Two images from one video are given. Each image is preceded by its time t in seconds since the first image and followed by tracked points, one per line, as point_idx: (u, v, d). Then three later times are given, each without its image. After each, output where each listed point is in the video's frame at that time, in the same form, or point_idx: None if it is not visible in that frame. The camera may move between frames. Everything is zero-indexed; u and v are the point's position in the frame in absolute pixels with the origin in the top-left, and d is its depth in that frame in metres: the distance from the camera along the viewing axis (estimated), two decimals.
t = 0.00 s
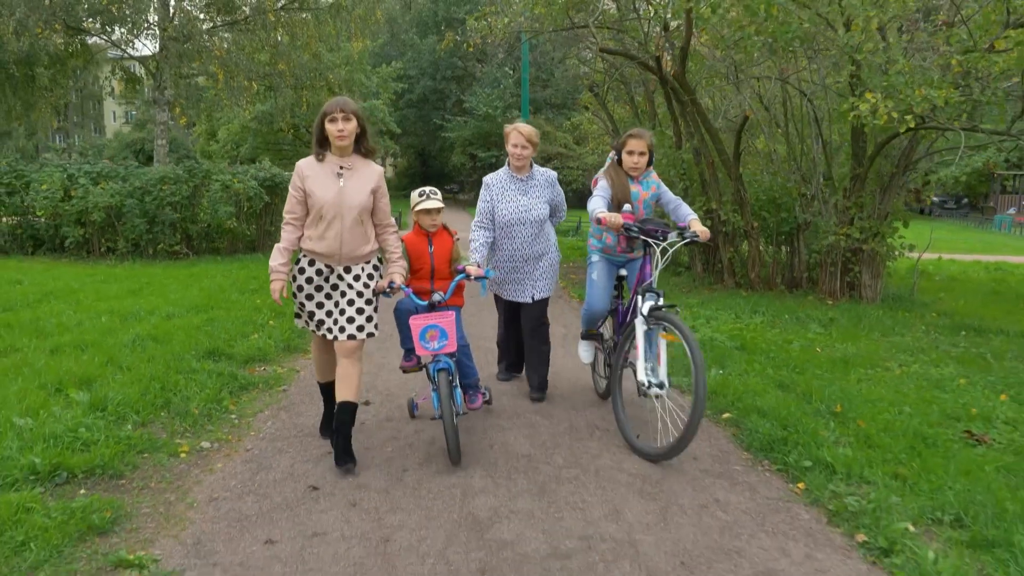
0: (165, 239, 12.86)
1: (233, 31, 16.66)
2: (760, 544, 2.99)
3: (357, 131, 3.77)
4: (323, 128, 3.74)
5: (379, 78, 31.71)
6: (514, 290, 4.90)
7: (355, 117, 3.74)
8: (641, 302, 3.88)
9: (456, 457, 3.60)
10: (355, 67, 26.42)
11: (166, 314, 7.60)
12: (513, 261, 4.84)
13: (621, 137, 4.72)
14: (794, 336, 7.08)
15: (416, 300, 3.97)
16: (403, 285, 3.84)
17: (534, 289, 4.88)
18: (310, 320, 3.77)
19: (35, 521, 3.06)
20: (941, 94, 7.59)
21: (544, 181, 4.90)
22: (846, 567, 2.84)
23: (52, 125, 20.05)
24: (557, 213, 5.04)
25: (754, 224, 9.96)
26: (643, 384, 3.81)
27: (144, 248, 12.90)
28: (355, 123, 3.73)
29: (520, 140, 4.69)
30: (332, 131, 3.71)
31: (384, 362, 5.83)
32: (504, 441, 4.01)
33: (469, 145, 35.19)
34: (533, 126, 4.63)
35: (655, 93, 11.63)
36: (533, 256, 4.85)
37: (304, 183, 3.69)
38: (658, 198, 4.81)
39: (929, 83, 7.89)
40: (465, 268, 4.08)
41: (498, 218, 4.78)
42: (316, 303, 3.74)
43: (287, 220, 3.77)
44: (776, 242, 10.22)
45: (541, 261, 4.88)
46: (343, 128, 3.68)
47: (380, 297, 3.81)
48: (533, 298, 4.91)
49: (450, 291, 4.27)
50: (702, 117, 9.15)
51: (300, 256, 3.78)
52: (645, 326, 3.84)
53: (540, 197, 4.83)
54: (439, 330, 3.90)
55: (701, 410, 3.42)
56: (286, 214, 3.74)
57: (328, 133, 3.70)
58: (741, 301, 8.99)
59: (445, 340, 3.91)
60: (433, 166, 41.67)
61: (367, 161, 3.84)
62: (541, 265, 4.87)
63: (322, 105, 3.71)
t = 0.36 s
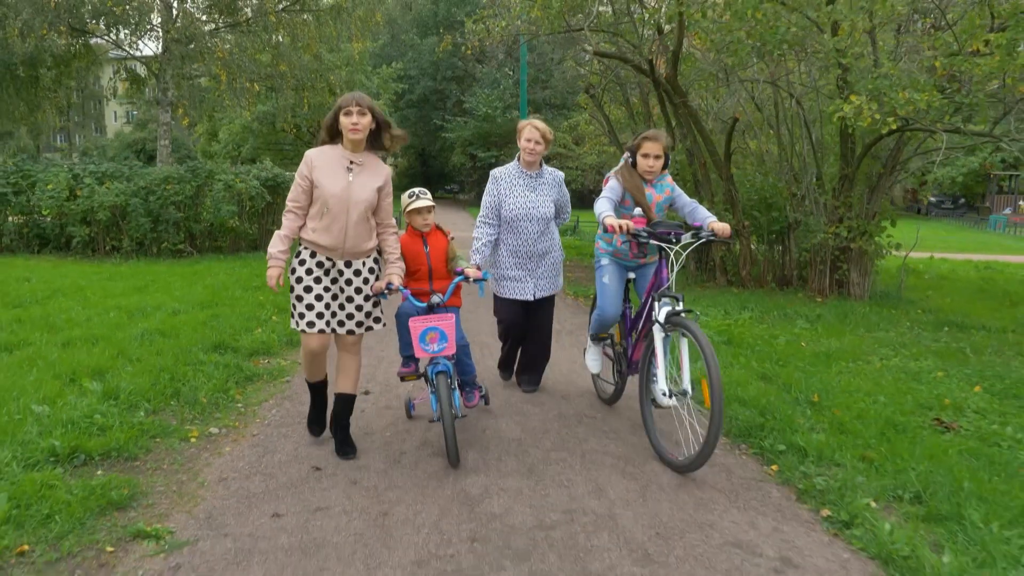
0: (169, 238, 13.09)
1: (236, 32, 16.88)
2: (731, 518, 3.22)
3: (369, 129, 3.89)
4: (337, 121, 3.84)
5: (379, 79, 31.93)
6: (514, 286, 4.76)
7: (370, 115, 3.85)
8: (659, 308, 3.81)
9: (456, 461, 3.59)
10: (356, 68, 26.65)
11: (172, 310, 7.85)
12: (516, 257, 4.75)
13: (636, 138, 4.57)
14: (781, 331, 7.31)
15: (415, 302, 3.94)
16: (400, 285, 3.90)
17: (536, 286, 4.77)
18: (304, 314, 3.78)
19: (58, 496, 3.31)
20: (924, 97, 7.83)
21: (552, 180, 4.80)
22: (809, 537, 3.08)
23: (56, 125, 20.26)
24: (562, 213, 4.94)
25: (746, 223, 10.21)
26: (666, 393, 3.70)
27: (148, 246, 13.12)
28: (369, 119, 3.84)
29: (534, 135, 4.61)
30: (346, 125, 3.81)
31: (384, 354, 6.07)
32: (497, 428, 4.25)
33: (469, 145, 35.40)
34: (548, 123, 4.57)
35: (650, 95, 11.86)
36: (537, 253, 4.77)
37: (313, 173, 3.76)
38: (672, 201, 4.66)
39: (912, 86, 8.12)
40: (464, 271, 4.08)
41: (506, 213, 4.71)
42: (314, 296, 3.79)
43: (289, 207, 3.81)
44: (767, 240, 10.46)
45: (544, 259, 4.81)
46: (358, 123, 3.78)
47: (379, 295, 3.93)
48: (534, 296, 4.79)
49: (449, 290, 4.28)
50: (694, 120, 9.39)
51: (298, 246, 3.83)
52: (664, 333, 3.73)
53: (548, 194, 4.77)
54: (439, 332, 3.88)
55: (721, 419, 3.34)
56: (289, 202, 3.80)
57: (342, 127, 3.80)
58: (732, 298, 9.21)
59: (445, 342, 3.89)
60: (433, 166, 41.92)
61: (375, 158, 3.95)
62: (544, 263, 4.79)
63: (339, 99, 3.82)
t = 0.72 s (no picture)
0: (174, 237, 13.37)
1: (239, 35, 17.15)
2: (705, 491, 3.48)
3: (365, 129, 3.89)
4: (331, 123, 3.83)
5: (380, 80, 32.20)
6: (508, 289, 4.68)
7: (365, 116, 3.86)
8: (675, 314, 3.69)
9: (445, 457, 3.63)
10: (357, 69, 26.93)
11: (180, 305, 8.12)
12: (509, 260, 4.68)
13: (647, 138, 4.34)
14: (768, 326, 7.57)
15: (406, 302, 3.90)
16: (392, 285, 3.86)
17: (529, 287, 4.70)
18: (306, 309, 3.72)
19: (83, 470, 3.58)
20: (906, 99, 8.11)
21: (540, 180, 4.76)
22: (775, 507, 3.35)
23: (62, 126, 20.56)
24: (552, 212, 4.91)
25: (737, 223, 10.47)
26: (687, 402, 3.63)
27: (154, 245, 13.40)
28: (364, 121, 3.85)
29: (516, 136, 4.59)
30: (342, 128, 3.81)
31: (384, 347, 6.33)
32: (491, 413, 4.51)
33: (469, 146, 35.68)
34: (529, 125, 4.57)
35: (645, 97, 12.12)
36: (529, 255, 4.70)
37: (311, 175, 3.76)
38: (684, 201, 4.50)
39: (896, 88, 8.39)
40: (455, 268, 4.07)
41: (496, 217, 4.65)
42: (314, 293, 3.74)
43: (287, 210, 3.80)
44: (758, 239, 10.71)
45: (537, 261, 4.74)
46: (354, 125, 3.78)
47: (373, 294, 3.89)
48: (527, 297, 4.72)
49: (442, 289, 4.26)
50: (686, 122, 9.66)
51: (298, 248, 3.82)
52: (680, 338, 3.64)
53: (538, 196, 4.70)
54: (426, 331, 3.79)
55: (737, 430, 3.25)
56: (287, 204, 3.78)
57: (337, 130, 3.80)
58: (723, 295, 9.46)
59: (432, 341, 3.79)
60: (434, 167, 42.22)
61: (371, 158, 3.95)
62: (537, 264, 4.72)
63: (333, 102, 3.81)
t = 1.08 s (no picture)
0: (179, 235, 13.64)
1: (242, 37, 17.38)
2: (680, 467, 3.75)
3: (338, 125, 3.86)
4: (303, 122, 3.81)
5: (382, 81, 32.45)
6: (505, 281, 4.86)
7: (337, 112, 3.82)
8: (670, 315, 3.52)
9: (440, 453, 3.65)
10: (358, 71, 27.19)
11: (187, 300, 8.40)
12: (502, 251, 4.82)
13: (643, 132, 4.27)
14: (755, 320, 7.83)
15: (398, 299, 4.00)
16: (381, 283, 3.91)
17: (524, 278, 4.86)
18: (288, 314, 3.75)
19: (101, 447, 3.85)
20: (889, 101, 8.37)
21: (525, 169, 4.87)
22: (743, 480, 3.62)
23: (67, 128, 20.84)
24: (540, 200, 5.02)
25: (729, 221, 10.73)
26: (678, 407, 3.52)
27: (159, 243, 13.67)
28: (337, 116, 3.82)
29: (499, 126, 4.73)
30: (314, 126, 3.78)
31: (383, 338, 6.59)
32: (484, 399, 4.78)
33: (470, 146, 35.95)
34: (509, 115, 4.68)
35: (639, 98, 12.37)
36: (521, 245, 4.83)
37: (287, 175, 3.73)
38: (684, 197, 4.34)
39: (881, 90, 8.64)
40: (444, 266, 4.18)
41: (484, 210, 4.78)
42: (300, 295, 3.75)
43: (267, 213, 3.79)
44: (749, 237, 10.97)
45: (530, 250, 4.87)
46: (327, 122, 3.76)
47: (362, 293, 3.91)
48: (525, 288, 4.89)
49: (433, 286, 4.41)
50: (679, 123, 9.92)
51: (281, 249, 3.81)
52: (676, 344, 3.52)
53: (524, 185, 4.82)
54: (420, 327, 3.91)
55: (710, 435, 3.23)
56: (266, 207, 3.77)
57: (310, 128, 3.77)
58: (713, 291, 9.71)
59: (426, 337, 3.91)
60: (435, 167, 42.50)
61: (347, 153, 3.93)
62: (530, 253, 4.86)
63: (303, 99, 3.77)
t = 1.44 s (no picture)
0: (183, 234, 13.91)
1: (244, 39, 17.62)
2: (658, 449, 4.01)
3: (329, 126, 3.84)
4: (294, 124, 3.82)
5: (383, 82, 32.64)
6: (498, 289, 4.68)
7: (327, 113, 3.80)
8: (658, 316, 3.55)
9: (440, 454, 3.66)
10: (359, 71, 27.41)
11: (193, 296, 8.70)
12: (499, 258, 4.66)
13: (633, 131, 4.18)
14: (742, 315, 8.09)
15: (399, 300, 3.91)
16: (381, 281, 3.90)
17: (520, 287, 4.68)
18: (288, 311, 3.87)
19: (119, 430, 4.13)
20: (873, 104, 8.65)
21: (529, 179, 4.75)
22: (718, 460, 3.88)
23: (73, 129, 21.17)
24: (541, 211, 4.91)
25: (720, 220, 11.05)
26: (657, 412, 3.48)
27: (164, 242, 13.96)
28: (327, 118, 3.80)
29: (507, 134, 4.59)
30: (304, 128, 3.79)
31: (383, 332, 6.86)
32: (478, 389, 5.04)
33: (470, 146, 36.19)
34: (517, 123, 4.56)
35: (634, 100, 12.64)
36: (519, 253, 4.68)
37: (277, 177, 3.76)
38: (677, 196, 4.23)
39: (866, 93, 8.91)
40: (444, 265, 4.06)
41: (484, 215, 4.63)
42: (293, 295, 3.83)
43: (262, 213, 3.83)
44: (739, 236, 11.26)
45: (528, 259, 4.71)
46: (315, 125, 3.75)
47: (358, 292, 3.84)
48: (519, 296, 4.70)
49: (430, 285, 4.27)
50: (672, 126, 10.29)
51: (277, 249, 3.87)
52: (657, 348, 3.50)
53: (526, 194, 4.71)
54: (423, 326, 3.86)
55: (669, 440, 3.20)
56: (261, 209, 3.82)
57: (300, 130, 3.78)
58: (703, 288, 9.99)
59: (429, 335, 3.86)
60: (435, 167, 42.76)
61: (339, 154, 3.91)
62: (528, 261, 4.69)
63: (293, 101, 3.78)
